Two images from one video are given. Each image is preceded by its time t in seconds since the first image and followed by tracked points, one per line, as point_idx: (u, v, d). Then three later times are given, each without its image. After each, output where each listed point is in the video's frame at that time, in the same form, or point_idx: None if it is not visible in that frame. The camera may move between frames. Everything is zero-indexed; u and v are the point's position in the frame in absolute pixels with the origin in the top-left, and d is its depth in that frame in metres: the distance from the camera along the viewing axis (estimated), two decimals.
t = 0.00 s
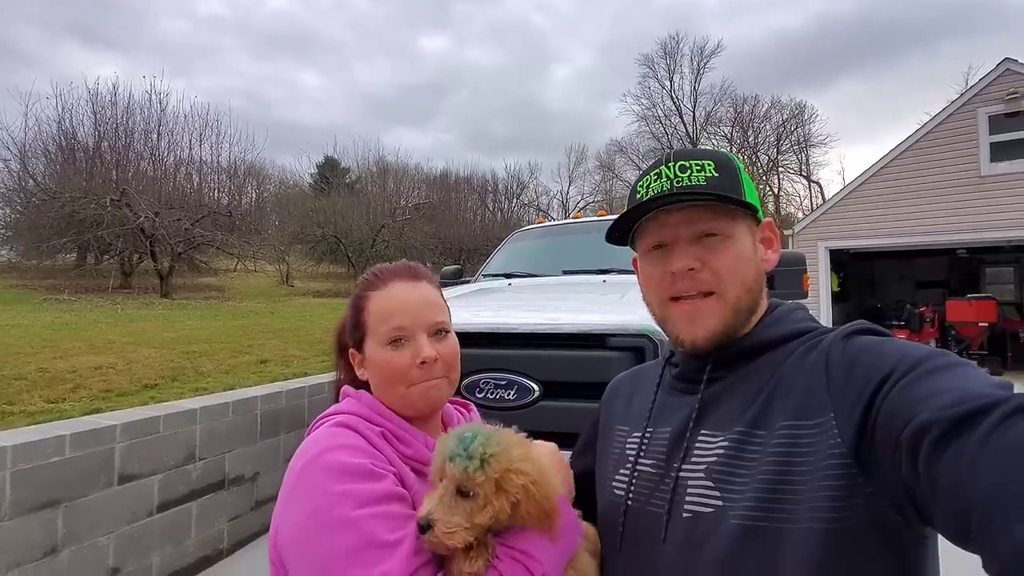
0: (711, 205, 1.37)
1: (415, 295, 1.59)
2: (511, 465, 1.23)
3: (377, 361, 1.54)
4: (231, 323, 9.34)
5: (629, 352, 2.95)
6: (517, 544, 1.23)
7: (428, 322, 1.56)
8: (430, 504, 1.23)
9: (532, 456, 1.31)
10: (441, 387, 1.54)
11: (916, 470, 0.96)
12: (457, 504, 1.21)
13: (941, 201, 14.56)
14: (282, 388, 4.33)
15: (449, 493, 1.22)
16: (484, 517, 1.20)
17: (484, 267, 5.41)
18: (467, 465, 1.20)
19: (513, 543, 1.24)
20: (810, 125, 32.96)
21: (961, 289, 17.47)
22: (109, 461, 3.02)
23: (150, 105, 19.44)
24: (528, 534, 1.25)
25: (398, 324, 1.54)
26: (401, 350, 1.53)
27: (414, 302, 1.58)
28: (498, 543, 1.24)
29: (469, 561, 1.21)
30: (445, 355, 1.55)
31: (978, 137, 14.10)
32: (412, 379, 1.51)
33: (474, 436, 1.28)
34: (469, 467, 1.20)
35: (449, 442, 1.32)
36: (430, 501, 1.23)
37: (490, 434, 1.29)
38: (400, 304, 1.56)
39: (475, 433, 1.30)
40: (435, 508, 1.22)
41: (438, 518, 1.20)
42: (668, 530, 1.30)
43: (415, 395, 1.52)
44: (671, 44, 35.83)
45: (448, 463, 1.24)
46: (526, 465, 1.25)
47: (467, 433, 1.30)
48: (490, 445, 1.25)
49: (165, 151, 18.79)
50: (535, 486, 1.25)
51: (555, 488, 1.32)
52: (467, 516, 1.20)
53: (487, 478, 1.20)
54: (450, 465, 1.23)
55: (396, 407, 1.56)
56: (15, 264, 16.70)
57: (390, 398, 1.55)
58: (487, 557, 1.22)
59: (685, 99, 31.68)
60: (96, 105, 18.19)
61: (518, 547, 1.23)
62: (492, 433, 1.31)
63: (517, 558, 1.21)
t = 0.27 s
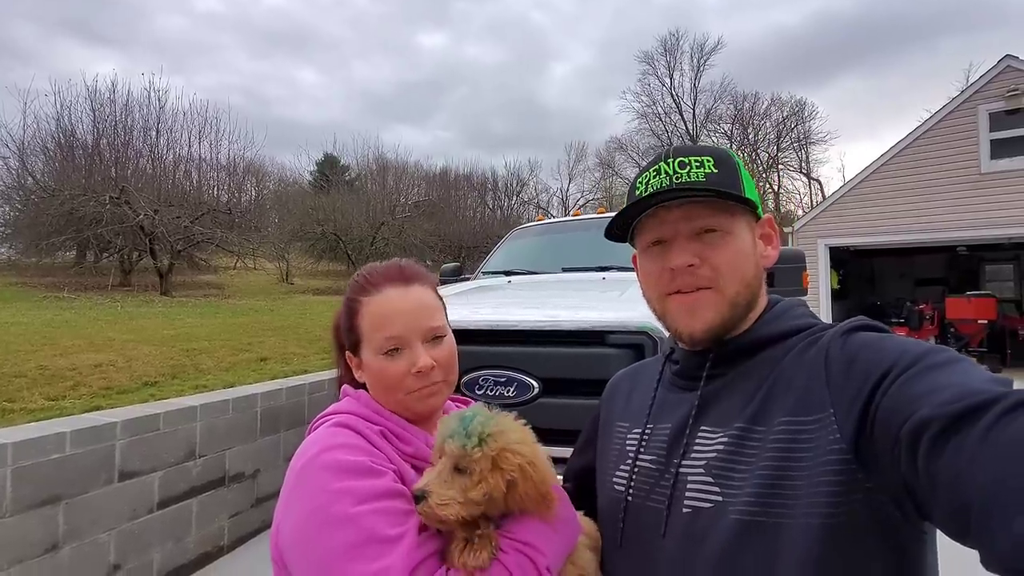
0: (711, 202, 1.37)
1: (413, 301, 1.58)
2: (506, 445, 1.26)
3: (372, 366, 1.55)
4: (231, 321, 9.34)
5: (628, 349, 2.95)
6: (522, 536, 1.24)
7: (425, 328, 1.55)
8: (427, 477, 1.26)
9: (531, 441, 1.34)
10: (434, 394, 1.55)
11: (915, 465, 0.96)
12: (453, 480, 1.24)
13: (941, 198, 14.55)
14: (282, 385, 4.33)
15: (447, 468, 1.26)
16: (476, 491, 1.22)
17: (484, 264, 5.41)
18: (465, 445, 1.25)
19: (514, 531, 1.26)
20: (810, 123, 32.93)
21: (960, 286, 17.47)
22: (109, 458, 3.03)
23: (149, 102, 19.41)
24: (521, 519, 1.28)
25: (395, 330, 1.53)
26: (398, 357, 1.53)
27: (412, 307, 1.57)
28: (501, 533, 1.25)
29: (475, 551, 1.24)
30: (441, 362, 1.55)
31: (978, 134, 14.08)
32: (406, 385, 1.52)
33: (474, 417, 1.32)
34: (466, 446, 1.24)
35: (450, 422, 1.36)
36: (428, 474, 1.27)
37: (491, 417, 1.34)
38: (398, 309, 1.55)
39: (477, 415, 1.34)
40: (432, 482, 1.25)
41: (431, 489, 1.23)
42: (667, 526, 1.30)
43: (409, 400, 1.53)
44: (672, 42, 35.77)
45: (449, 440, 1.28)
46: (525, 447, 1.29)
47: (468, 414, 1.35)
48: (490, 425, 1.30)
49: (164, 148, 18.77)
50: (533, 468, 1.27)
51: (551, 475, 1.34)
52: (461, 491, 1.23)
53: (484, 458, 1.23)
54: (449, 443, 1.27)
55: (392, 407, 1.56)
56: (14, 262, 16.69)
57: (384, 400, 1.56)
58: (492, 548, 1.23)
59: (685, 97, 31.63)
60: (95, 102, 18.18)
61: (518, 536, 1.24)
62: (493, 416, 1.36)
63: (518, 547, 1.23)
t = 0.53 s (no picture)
0: (718, 197, 1.37)
1: (420, 286, 1.59)
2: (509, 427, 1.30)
3: (391, 351, 1.52)
4: (232, 320, 9.34)
5: (630, 347, 2.94)
6: (539, 544, 1.26)
7: (438, 308, 1.56)
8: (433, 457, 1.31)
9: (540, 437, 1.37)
10: (457, 370, 1.55)
11: (920, 462, 0.96)
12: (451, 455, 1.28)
13: (942, 196, 14.54)
14: (283, 383, 4.33)
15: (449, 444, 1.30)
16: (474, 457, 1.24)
17: (484, 262, 5.40)
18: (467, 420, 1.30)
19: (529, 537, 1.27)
20: (810, 121, 32.92)
21: (960, 284, 17.47)
22: (110, 455, 3.03)
23: (149, 100, 19.40)
24: (535, 523, 1.30)
25: (411, 313, 1.53)
26: (418, 339, 1.52)
27: (421, 293, 1.58)
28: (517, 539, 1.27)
29: (490, 553, 1.23)
30: (459, 339, 1.56)
31: (979, 132, 14.06)
32: (429, 364, 1.51)
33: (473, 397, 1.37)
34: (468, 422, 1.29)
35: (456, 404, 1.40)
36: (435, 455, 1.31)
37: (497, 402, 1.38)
38: (409, 294, 1.56)
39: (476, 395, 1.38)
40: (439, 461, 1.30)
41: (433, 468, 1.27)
42: (671, 523, 1.30)
43: (433, 379, 1.52)
44: (672, 40, 35.72)
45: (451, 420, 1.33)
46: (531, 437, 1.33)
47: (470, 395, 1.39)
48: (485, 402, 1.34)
49: (164, 147, 18.76)
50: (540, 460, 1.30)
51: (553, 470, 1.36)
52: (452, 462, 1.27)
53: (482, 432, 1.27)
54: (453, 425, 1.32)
55: (408, 395, 1.55)
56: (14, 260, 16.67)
57: (404, 385, 1.53)
58: (508, 555, 1.24)
59: (685, 95, 31.59)
60: (94, 101, 18.17)
61: (532, 542, 1.26)
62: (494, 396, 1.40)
63: (534, 554, 1.25)
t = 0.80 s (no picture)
0: (722, 200, 1.37)
1: (424, 291, 1.61)
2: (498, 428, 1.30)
3: (394, 355, 1.53)
4: (232, 318, 9.35)
5: (629, 347, 2.95)
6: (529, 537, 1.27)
7: (442, 315, 1.58)
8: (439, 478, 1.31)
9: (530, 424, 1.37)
10: (459, 375, 1.56)
11: (914, 464, 0.97)
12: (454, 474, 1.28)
13: (941, 196, 14.54)
14: (282, 381, 4.34)
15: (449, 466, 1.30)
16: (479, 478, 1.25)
17: (484, 261, 5.41)
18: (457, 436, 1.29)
19: (522, 532, 1.28)
20: (810, 120, 32.92)
21: (960, 284, 17.48)
22: (110, 454, 3.04)
23: (149, 99, 19.40)
24: (525, 514, 1.30)
25: (416, 320, 1.54)
26: (423, 344, 1.53)
27: (425, 298, 1.59)
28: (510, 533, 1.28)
29: (484, 551, 1.24)
30: (462, 345, 1.58)
31: (979, 132, 14.07)
32: (434, 370, 1.52)
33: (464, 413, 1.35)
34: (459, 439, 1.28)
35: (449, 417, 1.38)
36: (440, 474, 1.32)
37: (485, 405, 1.37)
38: (414, 299, 1.57)
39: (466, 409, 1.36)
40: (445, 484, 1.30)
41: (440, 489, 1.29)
42: (666, 523, 1.31)
43: (438, 384, 1.54)
44: (673, 38, 35.70)
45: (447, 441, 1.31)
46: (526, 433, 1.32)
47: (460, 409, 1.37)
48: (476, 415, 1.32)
49: (164, 144, 18.76)
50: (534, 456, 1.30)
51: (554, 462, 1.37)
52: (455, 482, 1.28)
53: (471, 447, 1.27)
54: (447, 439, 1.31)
55: (409, 397, 1.56)
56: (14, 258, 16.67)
57: (407, 389, 1.54)
58: (501, 552, 1.24)
59: (686, 94, 31.57)
60: (94, 98, 18.17)
61: (525, 537, 1.27)
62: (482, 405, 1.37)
63: (527, 550, 1.25)
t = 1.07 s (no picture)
0: (712, 202, 1.36)
1: (423, 287, 1.61)
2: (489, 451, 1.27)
3: (393, 352, 1.53)
4: (232, 317, 9.36)
5: (628, 346, 2.95)
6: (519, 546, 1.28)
7: (441, 310, 1.58)
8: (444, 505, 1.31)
9: (516, 432, 1.34)
10: (458, 372, 1.57)
11: (911, 464, 0.97)
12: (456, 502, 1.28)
13: (942, 195, 14.52)
14: (282, 380, 4.34)
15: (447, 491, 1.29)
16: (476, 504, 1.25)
17: (484, 261, 5.40)
18: (449, 468, 1.27)
19: (517, 547, 1.28)
20: (812, 120, 32.89)
21: (962, 284, 17.46)
22: (111, 452, 3.05)
23: (150, 98, 19.45)
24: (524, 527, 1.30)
25: (416, 315, 1.55)
26: (422, 340, 1.53)
27: (423, 294, 1.59)
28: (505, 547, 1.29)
29: (478, 566, 1.25)
30: (460, 341, 1.58)
31: (981, 131, 14.05)
32: (433, 366, 1.53)
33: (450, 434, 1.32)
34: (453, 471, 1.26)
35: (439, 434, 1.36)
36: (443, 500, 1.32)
37: (470, 424, 1.34)
38: (413, 296, 1.57)
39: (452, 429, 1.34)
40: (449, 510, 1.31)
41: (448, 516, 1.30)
42: (664, 523, 1.32)
43: (437, 380, 1.54)
44: (674, 38, 35.67)
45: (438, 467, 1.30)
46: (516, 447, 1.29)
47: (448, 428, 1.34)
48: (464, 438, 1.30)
49: (165, 144, 18.79)
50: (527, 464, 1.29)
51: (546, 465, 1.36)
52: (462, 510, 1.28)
53: (467, 476, 1.25)
54: (438, 470, 1.29)
55: (409, 395, 1.57)
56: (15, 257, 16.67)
57: (406, 385, 1.55)
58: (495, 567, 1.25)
59: (687, 93, 31.55)
60: (96, 98, 18.18)
61: (519, 553, 1.27)
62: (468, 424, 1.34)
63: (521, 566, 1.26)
